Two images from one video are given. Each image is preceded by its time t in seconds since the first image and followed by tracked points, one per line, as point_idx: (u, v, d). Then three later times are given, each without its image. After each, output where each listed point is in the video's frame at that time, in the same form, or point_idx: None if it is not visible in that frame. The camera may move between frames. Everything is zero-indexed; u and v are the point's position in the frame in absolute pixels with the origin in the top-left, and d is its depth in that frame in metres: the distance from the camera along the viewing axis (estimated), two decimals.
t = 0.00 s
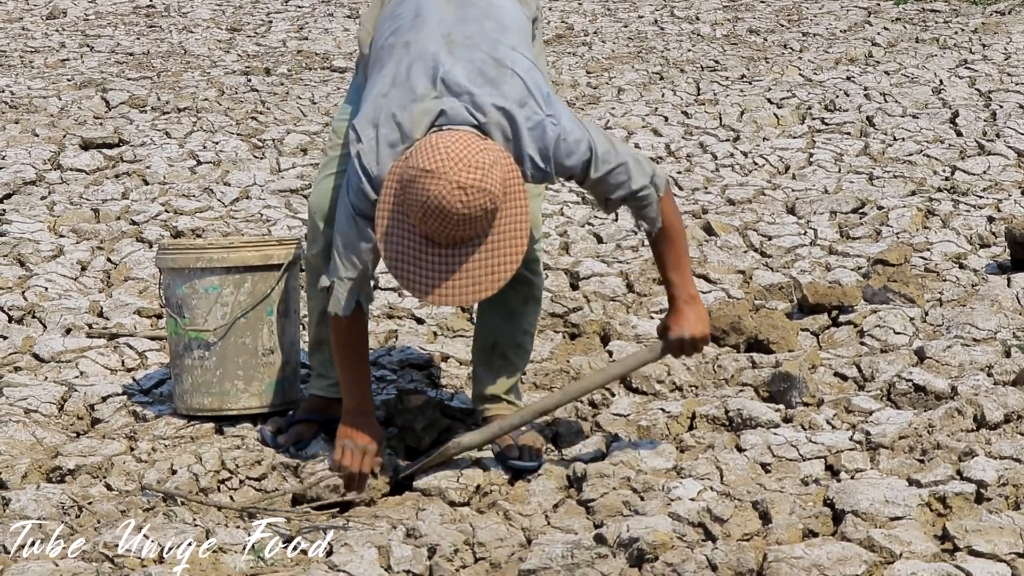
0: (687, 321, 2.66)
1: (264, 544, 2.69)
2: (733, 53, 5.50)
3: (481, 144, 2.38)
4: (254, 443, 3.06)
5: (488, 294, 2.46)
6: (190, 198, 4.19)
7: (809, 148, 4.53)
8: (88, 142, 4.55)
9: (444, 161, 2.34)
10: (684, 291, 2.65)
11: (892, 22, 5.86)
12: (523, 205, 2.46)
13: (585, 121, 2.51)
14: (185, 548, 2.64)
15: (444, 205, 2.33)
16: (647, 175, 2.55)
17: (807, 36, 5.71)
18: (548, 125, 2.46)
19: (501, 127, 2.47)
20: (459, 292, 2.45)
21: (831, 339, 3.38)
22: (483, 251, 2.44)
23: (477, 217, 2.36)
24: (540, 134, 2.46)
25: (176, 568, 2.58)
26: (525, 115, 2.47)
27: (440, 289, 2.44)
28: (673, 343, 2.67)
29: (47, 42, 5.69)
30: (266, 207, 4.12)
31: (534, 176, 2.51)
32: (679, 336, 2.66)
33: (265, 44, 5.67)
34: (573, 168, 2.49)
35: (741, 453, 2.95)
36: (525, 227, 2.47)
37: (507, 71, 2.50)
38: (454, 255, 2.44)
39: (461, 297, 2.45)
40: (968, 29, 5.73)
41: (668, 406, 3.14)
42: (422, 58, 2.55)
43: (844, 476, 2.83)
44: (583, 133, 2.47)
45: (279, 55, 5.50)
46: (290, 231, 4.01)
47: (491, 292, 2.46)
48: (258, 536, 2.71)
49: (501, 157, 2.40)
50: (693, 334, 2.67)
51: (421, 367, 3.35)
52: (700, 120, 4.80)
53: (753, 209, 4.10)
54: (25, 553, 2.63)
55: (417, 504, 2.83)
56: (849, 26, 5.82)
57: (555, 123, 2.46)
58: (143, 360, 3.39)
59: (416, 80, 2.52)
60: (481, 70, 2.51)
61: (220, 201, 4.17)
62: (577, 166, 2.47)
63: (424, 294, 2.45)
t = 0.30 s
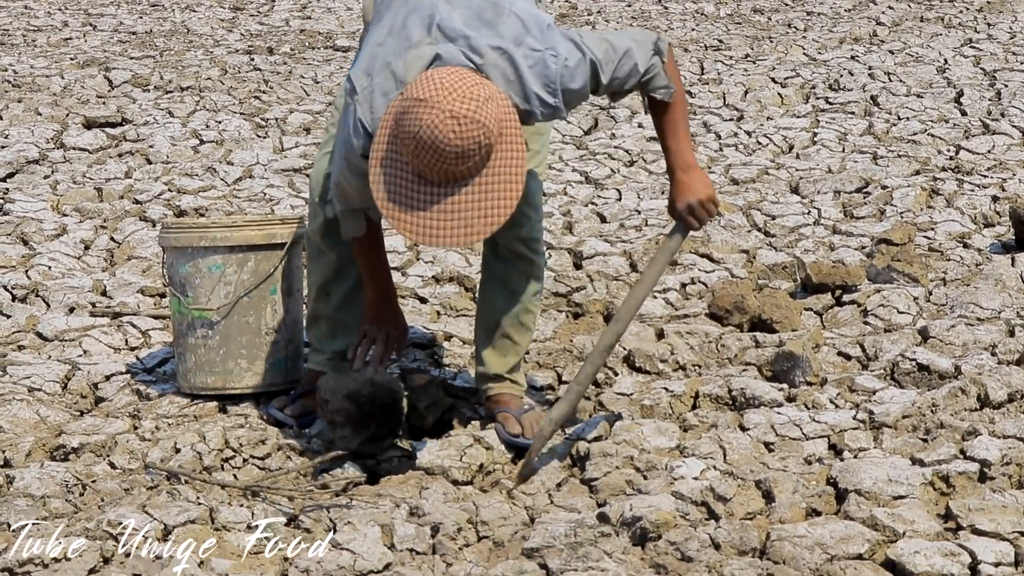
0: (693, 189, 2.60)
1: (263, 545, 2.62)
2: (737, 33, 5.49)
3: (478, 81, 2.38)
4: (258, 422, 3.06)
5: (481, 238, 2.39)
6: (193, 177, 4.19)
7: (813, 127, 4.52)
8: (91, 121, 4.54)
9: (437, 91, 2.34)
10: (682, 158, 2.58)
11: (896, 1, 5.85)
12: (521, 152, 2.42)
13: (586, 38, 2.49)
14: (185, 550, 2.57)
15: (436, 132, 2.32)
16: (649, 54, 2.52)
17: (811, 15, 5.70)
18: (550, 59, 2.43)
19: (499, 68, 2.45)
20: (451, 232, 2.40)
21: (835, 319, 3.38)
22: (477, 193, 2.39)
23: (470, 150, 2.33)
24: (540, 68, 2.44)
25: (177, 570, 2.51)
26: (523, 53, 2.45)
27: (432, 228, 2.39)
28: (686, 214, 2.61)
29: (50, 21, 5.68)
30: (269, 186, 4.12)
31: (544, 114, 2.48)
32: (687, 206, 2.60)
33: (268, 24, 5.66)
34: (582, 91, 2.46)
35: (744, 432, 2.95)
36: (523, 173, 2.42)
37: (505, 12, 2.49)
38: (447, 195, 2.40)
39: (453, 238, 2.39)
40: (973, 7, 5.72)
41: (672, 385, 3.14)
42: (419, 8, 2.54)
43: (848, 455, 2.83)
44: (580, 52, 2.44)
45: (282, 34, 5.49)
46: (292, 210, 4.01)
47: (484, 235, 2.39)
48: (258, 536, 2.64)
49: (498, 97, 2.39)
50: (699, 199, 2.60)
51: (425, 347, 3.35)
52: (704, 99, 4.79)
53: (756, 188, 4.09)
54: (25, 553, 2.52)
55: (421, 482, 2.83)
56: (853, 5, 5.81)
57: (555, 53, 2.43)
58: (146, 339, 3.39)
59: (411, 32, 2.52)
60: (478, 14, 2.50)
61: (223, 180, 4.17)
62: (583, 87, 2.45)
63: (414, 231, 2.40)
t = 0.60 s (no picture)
0: (657, 160, 2.57)
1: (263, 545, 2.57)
2: (738, 19, 5.48)
3: (450, 71, 2.38)
4: (259, 409, 3.05)
5: (449, 229, 2.41)
6: (194, 164, 4.18)
7: (814, 113, 4.52)
8: (91, 107, 4.54)
9: (408, 81, 2.35)
10: (646, 128, 2.56)
11: None
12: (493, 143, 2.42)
13: (565, 18, 2.46)
14: (185, 549, 2.50)
15: (403, 123, 2.33)
16: (627, 20, 2.50)
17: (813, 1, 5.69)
18: (528, 44, 2.41)
19: (476, 54, 2.45)
20: (420, 221, 2.41)
21: (835, 305, 3.38)
22: (445, 183, 2.41)
23: (438, 142, 2.35)
24: (519, 53, 2.42)
25: (177, 570, 2.44)
26: (502, 38, 2.44)
27: (401, 217, 2.41)
28: (648, 186, 2.58)
29: (50, 7, 5.68)
30: (270, 172, 4.12)
31: (526, 99, 2.47)
32: (648, 176, 2.57)
33: (269, 10, 5.65)
34: (562, 75, 2.44)
35: (745, 418, 2.94)
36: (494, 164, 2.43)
37: None
38: (416, 185, 2.41)
39: (421, 228, 2.41)
40: None
41: (673, 371, 3.13)
42: None
43: (848, 442, 2.83)
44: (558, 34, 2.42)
45: (283, 20, 5.48)
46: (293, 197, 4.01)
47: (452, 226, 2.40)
48: (258, 536, 2.59)
49: (471, 87, 2.39)
50: (662, 171, 2.57)
51: (425, 334, 3.34)
52: (705, 85, 4.79)
53: (758, 174, 4.09)
54: (25, 553, 2.49)
55: (421, 469, 2.83)
56: None
57: (533, 38, 2.41)
58: (147, 326, 3.39)
59: (395, 16, 2.55)
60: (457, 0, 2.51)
61: (224, 167, 4.17)
62: (563, 70, 2.43)
63: (384, 219, 2.43)
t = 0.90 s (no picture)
0: (616, 136, 2.62)
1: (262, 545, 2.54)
2: (738, 10, 5.48)
3: (409, 44, 2.48)
4: (259, 401, 3.05)
5: (414, 199, 2.47)
6: (194, 157, 4.18)
7: (814, 105, 4.51)
8: (92, 101, 4.54)
9: (366, 53, 2.45)
10: (609, 102, 2.61)
11: None
12: (456, 115, 2.50)
13: None
14: (185, 548, 2.48)
15: (361, 92, 2.42)
16: None
17: None
18: (500, 21, 2.50)
19: (446, 31, 2.54)
20: (384, 192, 2.48)
21: (836, 296, 3.38)
22: (408, 154, 2.48)
23: (397, 112, 2.43)
24: (491, 30, 2.51)
25: (177, 569, 2.43)
26: (473, 16, 2.52)
27: (365, 189, 2.49)
28: (606, 159, 2.63)
29: None
30: (270, 165, 4.12)
31: (496, 76, 2.57)
32: (608, 152, 2.62)
33: (268, 2, 5.65)
34: (533, 50, 2.54)
35: (745, 410, 2.94)
36: (459, 135, 2.50)
37: None
38: (379, 157, 2.49)
39: (386, 199, 2.48)
40: None
41: (673, 363, 3.13)
42: None
43: (849, 433, 2.83)
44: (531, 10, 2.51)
45: (282, 12, 5.48)
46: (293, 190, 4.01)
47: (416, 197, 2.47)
48: (258, 536, 2.56)
49: (431, 59, 2.48)
50: (621, 147, 2.62)
51: (426, 326, 3.34)
52: (705, 77, 4.78)
53: (758, 166, 4.09)
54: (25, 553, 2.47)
55: (422, 461, 2.83)
56: None
57: (505, 15, 2.50)
58: (147, 319, 3.39)
59: None
60: None
61: (224, 160, 4.17)
62: (534, 47, 2.54)
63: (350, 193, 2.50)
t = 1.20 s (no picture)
0: (527, 116, 2.54)
1: (262, 544, 2.51)
2: (742, 3, 5.47)
3: None
4: (263, 394, 3.05)
5: (373, 135, 2.48)
6: (198, 150, 4.19)
7: (818, 98, 4.51)
8: (96, 94, 4.55)
9: None
10: (530, 84, 2.56)
11: None
12: (417, 54, 2.52)
13: None
14: (186, 548, 2.46)
15: (317, 24, 2.46)
16: None
17: None
18: None
19: None
20: (346, 129, 2.50)
21: (840, 290, 3.37)
22: (367, 90, 2.50)
23: (353, 45, 2.46)
24: None
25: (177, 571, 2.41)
26: None
27: (326, 128, 2.50)
28: (518, 138, 2.53)
29: None
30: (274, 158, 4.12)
31: (452, 37, 2.58)
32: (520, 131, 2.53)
33: None
34: (496, 20, 2.57)
35: (749, 404, 2.93)
36: (420, 72, 2.51)
37: None
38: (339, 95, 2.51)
39: (346, 135, 2.50)
40: None
41: (677, 357, 3.12)
42: None
43: (853, 427, 2.82)
44: None
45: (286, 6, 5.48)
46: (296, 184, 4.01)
47: (375, 133, 2.48)
48: (258, 536, 2.53)
49: None
50: (536, 129, 2.53)
51: (430, 320, 3.34)
52: (709, 70, 4.78)
53: (762, 159, 4.08)
54: (25, 553, 2.45)
55: (426, 455, 2.83)
56: None
57: None
58: (151, 312, 3.39)
59: None
60: None
61: (228, 153, 4.17)
62: (498, 16, 2.56)
63: (311, 131, 2.52)
